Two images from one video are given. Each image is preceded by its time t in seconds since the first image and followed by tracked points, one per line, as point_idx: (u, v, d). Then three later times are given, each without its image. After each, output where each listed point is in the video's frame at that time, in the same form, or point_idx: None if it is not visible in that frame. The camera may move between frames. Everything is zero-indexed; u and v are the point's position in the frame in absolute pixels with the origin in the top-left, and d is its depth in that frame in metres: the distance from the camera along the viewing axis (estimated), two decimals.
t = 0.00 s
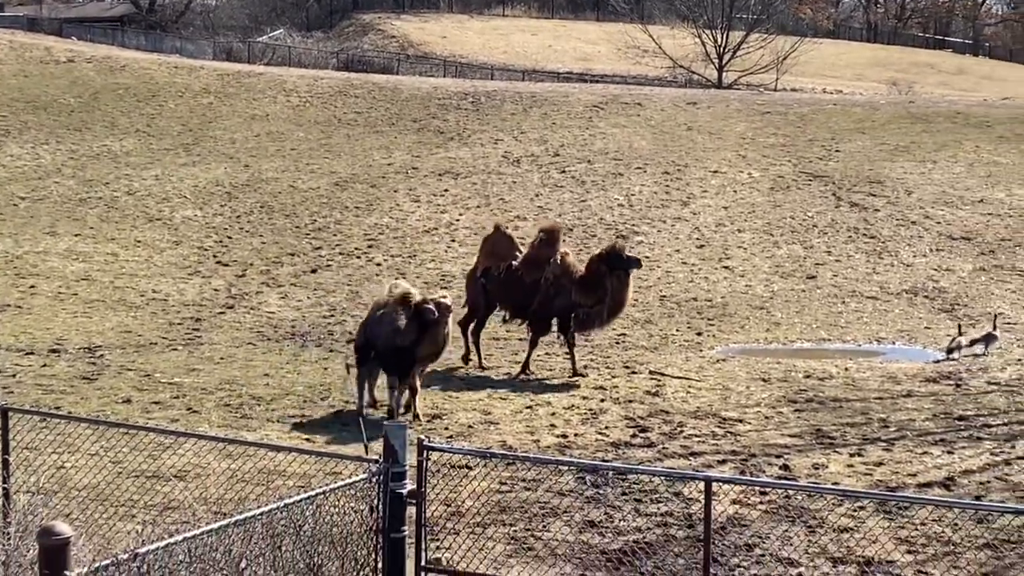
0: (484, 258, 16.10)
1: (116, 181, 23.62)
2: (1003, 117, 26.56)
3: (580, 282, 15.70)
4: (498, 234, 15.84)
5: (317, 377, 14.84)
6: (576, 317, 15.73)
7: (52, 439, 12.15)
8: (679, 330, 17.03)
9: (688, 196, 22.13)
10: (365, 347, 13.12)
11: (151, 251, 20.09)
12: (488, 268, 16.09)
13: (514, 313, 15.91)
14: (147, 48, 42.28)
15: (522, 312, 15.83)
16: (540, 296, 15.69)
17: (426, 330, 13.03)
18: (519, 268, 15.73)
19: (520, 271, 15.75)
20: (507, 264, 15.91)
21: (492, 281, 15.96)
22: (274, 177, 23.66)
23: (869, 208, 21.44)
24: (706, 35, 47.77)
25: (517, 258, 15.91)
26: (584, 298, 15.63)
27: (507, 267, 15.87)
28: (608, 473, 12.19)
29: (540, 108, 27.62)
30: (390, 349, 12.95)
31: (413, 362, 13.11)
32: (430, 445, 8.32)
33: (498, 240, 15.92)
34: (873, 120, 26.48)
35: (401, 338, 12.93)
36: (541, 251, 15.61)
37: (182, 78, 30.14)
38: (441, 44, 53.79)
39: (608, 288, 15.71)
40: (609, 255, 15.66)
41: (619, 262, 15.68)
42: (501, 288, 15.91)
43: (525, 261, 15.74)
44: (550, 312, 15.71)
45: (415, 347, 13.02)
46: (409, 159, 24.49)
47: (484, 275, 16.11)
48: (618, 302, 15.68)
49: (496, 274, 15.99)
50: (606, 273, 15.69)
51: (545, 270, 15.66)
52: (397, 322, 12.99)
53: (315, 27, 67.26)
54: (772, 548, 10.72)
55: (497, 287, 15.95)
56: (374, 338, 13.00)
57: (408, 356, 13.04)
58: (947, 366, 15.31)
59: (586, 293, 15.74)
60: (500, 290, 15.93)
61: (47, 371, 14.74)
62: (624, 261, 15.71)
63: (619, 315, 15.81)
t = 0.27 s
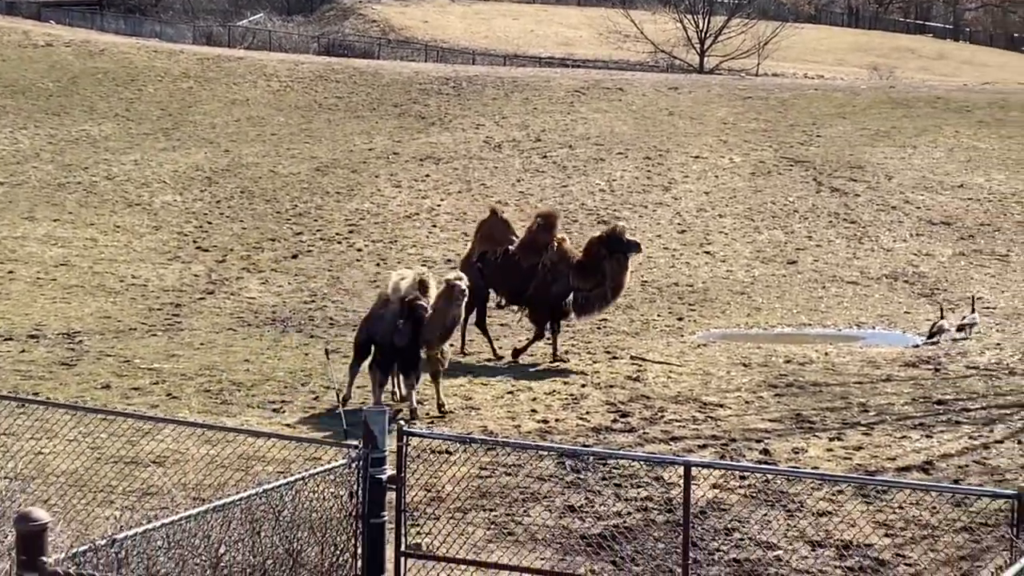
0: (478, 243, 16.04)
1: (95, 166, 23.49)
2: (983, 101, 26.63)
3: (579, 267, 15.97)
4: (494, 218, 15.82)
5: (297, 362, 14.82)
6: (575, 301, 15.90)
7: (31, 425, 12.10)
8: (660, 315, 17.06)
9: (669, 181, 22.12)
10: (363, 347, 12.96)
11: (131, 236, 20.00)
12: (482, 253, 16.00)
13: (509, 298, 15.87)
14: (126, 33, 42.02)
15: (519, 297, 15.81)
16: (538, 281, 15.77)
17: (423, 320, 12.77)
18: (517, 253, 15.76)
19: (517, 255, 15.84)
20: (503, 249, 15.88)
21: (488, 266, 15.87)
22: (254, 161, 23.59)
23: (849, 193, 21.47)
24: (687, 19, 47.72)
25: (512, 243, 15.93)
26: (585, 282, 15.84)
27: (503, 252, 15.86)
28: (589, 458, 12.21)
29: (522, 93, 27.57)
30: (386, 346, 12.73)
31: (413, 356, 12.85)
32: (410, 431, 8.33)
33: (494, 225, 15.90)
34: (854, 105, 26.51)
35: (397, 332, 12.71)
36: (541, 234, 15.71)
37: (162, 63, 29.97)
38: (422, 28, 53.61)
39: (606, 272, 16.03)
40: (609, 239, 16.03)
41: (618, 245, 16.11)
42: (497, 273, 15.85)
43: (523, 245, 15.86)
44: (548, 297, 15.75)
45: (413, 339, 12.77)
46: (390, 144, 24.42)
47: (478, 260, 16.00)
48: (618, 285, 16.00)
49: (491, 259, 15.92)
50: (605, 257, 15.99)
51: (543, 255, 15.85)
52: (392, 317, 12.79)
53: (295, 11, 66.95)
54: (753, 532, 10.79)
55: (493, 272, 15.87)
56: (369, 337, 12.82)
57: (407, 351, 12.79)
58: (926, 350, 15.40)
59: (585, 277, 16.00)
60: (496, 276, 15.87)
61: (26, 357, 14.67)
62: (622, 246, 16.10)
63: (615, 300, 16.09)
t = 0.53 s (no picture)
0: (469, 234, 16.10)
1: (71, 154, 23.38)
2: (960, 90, 26.68)
3: (572, 256, 15.92)
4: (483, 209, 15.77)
5: (273, 351, 14.78)
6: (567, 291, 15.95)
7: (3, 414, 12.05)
8: (637, 303, 17.06)
9: (647, 169, 22.11)
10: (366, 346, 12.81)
11: (107, 225, 19.92)
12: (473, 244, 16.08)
13: (501, 289, 15.95)
14: (103, 20, 41.81)
15: (513, 287, 15.81)
16: (530, 271, 15.83)
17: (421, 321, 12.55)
18: (508, 244, 15.77)
19: (508, 247, 15.78)
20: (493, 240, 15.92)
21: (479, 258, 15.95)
22: (232, 150, 23.50)
23: (826, 182, 21.50)
24: (666, 8, 47.70)
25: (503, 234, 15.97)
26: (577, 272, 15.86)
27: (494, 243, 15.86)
28: (564, 447, 12.21)
29: (500, 81, 27.52)
30: (381, 343, 12.61)
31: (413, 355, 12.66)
32: (378, 418, 8.26)
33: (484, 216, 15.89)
34: (831, 94, 26.54)
35: (392, 331, 12.55)
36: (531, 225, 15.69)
37: (139, 50, 29.83)
38: (401, 17, 53.47)
39: (600, 262, 16.03)
40: (603, 228, 15.99)
41: (612, 236, 16.06)
42: (488, 264, 15.93)
43: (513, 236, 15.79)
44: (542, 286, 15.84)
45: (411, 340, 12.58)
46: (368, 132, 24.36)
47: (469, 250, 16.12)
48: (611, 275, 15.98)
49: (482, 250, 16.01)
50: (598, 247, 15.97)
51: (535, 245, 15.79)
52: (390, 315, 12.59)
53: None
54: (726, 520, 10.81)
55: (485, 264, 15.96)
56: (366, 332, 12.69)
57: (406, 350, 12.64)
58: (902, 338, 15.44)
59: (577, 266, 15.96)
60: (488, 267, 15.94)
61: None
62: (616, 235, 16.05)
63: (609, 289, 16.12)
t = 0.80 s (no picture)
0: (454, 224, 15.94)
1: (46, 143, 23.28)
2: (935, 80, 26.75)
3: (561, 248, 15.96)
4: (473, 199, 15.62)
5: (246, 341, 14.77)
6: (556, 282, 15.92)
7: None
8: (612, 293, 17.09)
9: (623, 159, 22.13)
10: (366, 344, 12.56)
11: (81, 215, 19.85)
12: (458, 234, 15.90)
13: (488, 280, 15.83)
14: (79, 9, 41.62)
15: (503, 278, 15.71)
16: (520, 262, 15.76)
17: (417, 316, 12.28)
18: (498, 234, 15.67)
19: (499, 238, 15.66)
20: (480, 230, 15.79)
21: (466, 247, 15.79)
22: (207, 139, 23.44)
23: (801, 172, 21.54)
24: None
25: (490, 224, 15.86)
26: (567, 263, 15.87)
27: (483, 233, 15.73)
28: (535, 437, 12.23)
29: (477, 71, 27.50)
30: (376, 341, 12.38)
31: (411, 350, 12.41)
32: (343, 408, 8.27)
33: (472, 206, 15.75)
34: (807, 84, 26.59)
35: (386, 328, 12.30)
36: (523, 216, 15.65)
37: (115, 39, 29.70)
38: (380, 6, 53.35)
39: (589, 253, 16.06)
40: (592, 220, 16.04)
41: (601, 228, 16.10)
42: (476, 254, 15.78)
43: (503, 227, 15.69)
44: (532, 277, 15.80)
45: (406, 335, 12.30)
46: (344, 122, 24.32)
47: (453, 240, 15.94)
48: (600, 266, 16.04)
49: (467, 240, 15.86)
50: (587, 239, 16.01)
51: (525, 236, 15.75)
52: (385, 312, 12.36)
53: None
54: (695, 510, 10.86)
55: (471, 254, 15.81)
56: (360, 330, 12.50)
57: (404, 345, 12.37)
58: (875, 328, 15.49)
59: (566, 258, 15.99)
60: (475, 257, 15.78)
61: None
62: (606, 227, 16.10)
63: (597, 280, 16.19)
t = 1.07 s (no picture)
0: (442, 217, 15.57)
1: (20, 133, 23.15)
2: (911, 71, 26.80)
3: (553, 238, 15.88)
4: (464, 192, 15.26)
5: (220, 331, 14.73)
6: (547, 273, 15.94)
7: None
8: (587, 284, 17.09)
9: (600, 149, 22.11)
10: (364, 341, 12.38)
11: (56, 205, 19.75)
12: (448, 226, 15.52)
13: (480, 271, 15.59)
14: None
15: (498, 268, 15.49)
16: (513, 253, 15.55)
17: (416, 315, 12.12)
18: (491, 226, 15.37)
19: (493, 228, 15.38)
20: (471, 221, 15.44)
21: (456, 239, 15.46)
22: (183, 129, 23.35)
23: (777, 162, 21.56)
24: None
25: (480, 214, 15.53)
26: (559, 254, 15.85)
27: (474, 225, 15.41)
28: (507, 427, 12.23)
29: (453, 61, 27.43)
30: (371, 337, 12.21)
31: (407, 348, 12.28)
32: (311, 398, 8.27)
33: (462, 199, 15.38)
34: (784, 74, 26.61)
35: (384, 325, 12.15)
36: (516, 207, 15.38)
37: (90, 28, 29.54)
38: None
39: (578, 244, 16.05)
40: (582, 211, 16.05)
41: (590, 219, 16.12)
42: (466, 246, 15.48)
43: (496, 217, 15.41)
44: (526, 268, 15.64)
45: (403, 334, 12.16)
46: (320, 112, 24.24)
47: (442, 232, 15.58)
48: (591, 257, 16.12)
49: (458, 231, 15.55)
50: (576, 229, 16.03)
51: (516, 226, 15.50)
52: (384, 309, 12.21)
53: None
54: (666, 499, 10.87)
55: (463, 246, 15.50)
56: (355, 325, 12.34)
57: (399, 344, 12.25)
58: (848, 318, 15.53)
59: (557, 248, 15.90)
60: (466, 249, 15.48)
61: None
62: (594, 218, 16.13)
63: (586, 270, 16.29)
